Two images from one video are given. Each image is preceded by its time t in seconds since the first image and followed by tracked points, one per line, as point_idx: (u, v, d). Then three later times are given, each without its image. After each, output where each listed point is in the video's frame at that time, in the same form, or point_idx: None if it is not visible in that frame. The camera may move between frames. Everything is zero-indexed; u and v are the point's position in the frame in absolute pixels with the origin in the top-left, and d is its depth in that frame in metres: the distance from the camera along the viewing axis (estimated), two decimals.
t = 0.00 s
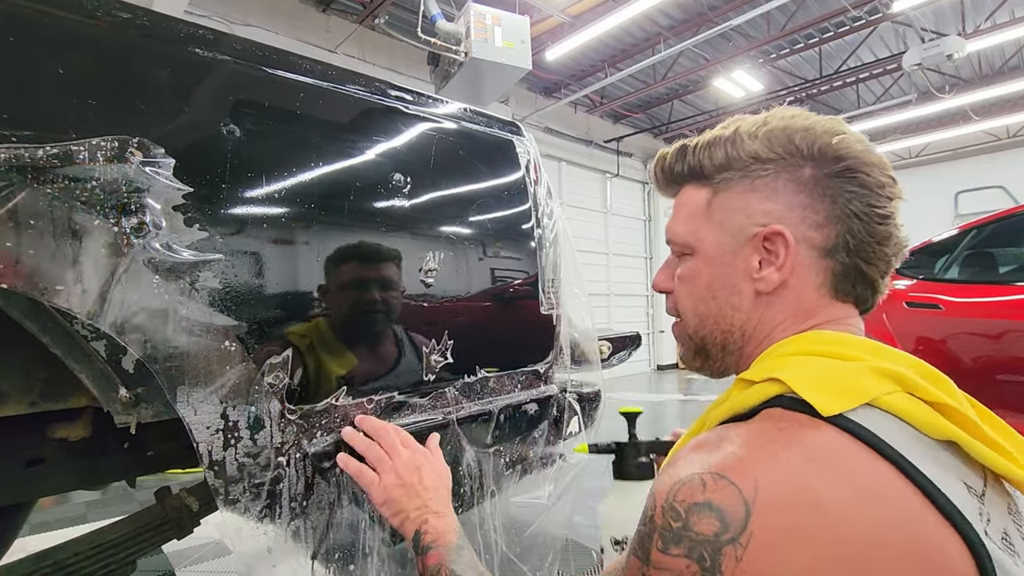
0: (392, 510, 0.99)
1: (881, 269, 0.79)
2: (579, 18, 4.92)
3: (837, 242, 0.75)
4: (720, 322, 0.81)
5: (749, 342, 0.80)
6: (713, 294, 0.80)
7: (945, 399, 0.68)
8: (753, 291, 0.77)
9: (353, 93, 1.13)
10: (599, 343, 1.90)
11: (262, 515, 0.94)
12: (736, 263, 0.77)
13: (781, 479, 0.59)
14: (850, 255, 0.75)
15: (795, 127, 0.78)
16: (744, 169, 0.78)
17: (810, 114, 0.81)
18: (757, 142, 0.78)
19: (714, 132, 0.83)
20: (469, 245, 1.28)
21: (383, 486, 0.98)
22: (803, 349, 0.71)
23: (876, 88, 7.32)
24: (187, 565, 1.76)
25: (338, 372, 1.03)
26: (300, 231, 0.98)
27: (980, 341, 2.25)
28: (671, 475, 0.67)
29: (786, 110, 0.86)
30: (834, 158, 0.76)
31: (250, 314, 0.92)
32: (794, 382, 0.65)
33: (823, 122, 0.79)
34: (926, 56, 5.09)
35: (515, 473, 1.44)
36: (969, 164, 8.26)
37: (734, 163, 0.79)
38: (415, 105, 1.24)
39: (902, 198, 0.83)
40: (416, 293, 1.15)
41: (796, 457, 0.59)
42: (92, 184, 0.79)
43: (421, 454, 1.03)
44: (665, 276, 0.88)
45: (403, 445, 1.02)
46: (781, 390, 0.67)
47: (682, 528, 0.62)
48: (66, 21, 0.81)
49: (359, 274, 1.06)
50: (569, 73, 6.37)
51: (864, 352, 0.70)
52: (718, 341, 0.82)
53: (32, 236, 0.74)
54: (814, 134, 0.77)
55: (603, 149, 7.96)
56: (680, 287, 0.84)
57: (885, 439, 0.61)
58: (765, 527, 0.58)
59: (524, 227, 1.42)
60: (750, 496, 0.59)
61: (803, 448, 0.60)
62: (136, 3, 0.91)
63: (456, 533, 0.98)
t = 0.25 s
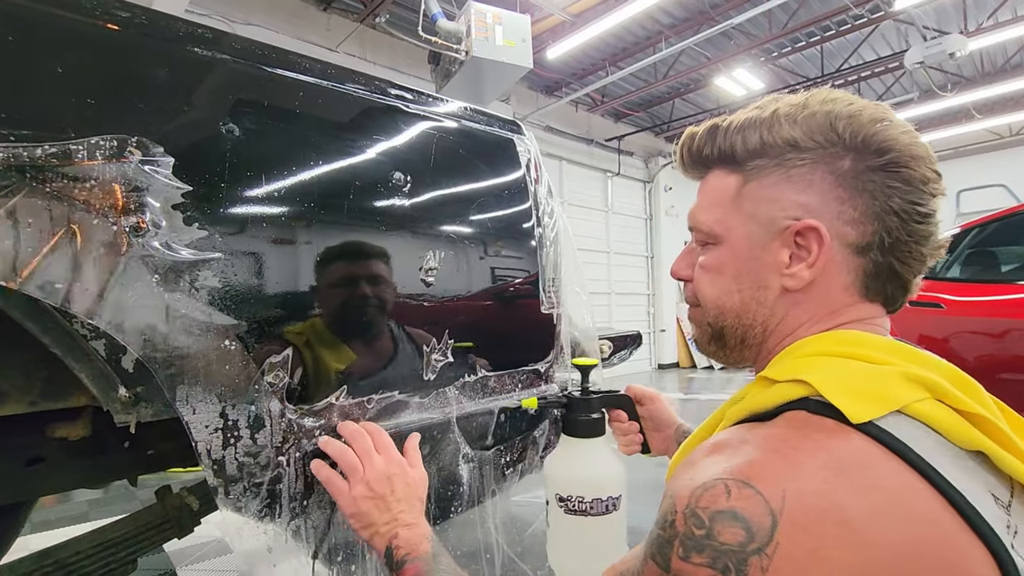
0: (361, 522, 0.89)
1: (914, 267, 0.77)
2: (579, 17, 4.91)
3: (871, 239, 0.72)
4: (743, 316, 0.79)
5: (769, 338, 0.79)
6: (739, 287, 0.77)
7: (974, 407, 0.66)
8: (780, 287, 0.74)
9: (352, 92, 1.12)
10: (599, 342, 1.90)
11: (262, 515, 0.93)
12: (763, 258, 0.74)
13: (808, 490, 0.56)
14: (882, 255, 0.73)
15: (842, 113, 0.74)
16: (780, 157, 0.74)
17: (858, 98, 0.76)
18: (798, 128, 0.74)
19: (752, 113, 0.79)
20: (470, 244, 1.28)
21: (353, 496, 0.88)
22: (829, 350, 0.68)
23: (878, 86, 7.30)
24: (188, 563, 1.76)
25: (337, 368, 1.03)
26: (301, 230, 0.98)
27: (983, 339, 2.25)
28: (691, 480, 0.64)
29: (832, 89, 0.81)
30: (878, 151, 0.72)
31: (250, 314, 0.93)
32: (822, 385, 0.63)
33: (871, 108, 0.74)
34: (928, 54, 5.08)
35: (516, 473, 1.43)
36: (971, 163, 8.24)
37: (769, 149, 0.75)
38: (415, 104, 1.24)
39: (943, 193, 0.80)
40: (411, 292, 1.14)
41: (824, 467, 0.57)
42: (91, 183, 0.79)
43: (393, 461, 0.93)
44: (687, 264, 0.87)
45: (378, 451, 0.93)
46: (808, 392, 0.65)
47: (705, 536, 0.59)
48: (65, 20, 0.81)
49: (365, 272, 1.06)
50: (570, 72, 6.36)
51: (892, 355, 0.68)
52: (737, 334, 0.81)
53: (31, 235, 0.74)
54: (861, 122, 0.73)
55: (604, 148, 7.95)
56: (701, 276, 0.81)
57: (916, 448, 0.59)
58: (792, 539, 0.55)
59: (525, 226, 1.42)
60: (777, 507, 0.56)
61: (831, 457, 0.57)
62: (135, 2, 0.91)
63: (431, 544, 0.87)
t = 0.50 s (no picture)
0: (335, 524, 0.86)
1: (917, 262, 0.77)
2: (581, 15, 4.90)
3: (877, 234, 0.73)
4: (746, 314, 0.78)
5: (773, 335, 0.79)
6: (744, 284, 0.77)
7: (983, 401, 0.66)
8: (786, 284, 0.74)
9: (353, 90, 1.12)
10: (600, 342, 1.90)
11: (261, 512, 0.94)
12: (769, 255, 0.74)
13: (823, 485, 0.56)
14: (887, 249, 0.73)
15: (844, 106, 0.73)
16: (783, 152, 0.74)
17: (858, 91, 0.76)
18: (801, 122, 0.74)
19: (753, 107, 0.78)
20: (471, 242, 1.27)
21: (325, 498, 0.84)
22: (838, 345, 0.68)
23: (879, 85, 7.29)
24: (190, 562, 1.76)
25: (337, 368, 1.02)
26: (302, 228, 0.98)
27: (984, 338, 2.25)
28: (699, 474, 0.63)
29: (832, 81, 0.80)
30: (883, 145, 0.72)
31: (250, 313, 0.92)
32: (834, 381, 0.63)
33: (873, 101, 0.74)
34: (930, 52, 5.07)
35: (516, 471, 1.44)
36: (973, 162, 8.22)
37: (773, 143, 0.74)
38: (416, 102, 1.24)
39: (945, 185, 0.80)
40: (409, 291, 1.14)
41: (838, 462, 0.57)
42: (93, 181, 0.79)
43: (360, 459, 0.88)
44: (687, 261, 0.85)
45: (350, 449, 0.88)
46: (817, 387, 0.65)
47: (717, 530, 0.58)
48: (66, 18, 0.81)
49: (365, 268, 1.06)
50: (571, 71, 6.35)
51: (901, 350, 0.68)
52: (739, 332, 0.81)
53: (32, 233, 0.74)
54: (864, 115, 0.72)
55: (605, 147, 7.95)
56: (703, 274, 0.81)
57: (928, 444, 0.59)
58: (808, 535, 0.54)
59: (526, 225, 1.42)
60: (792, 501, 0.56)
61: (845, 453, 0.57)
62: None
63: (410, 539, 0.86)
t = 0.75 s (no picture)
0: (354, 510, 0.88)
1: (916, 256, 0.77)
2: (582, 13, 4.90)
3: (878, 229, 0.73)
4: (746, 310, 0.78)
5: (774, 330, 0.79)
6: (743, 280, 0.77)
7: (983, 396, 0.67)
8: (785, 280, 0.74)
9: (354, 88, 1.12)
10: (601, 341, 1.90)
11: (261, 507, 0.93)
12: (771, 251, 0.74)
13: (831, 481, 0.55)
14: (887, 245, 0.74)
15: (847, 99, 0.73)
16: (786, 145, 0.73)
17: (861, 85, 0.76)
18: (804, 115, 0.73)
19: (754, 100, 0.77)
20: (472, 241, 1.27)
21: (351, 483, 0.87)
22: (841, 340, 0.68)
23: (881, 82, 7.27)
24: (191, 560, 1.77)
25: (336, 364, 1.02)
26: (303, 227, 0.98)
27: (985, 337, 2.25)
28: (705, 470, 0.62)
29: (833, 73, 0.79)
30: (886, 138, 0.72)
31: (251, 311, 0.92)
32: (838, 376, 0.62)
33: (875, 95, 0.74)
34: (933, 50, 5.05)
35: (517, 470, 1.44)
36: (975, 160, 8.19)
37: (775, 136, 0.73)
38: (417, 100, 1.23)
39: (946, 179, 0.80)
40: (417, 289, 1.15)
41: (846, 458, 0.57)
42: (94, 179, 0.79)
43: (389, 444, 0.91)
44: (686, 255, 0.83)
45: (381, 440, 0.91)
46: (821, 383, 0.64)
47: (725, 527, 0.58)
48: (67, 16, 0.80)
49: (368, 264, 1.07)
50: (572, 69, 6.34)
51: (904, 345, 0.68)
52: (737, 329, 0.81)
53: (33, 231, 0.75)
54: (867, 108, 0.72)
55: (606, 146, 7.94)
56: (702, 269, 0.80)
57: (933, 439, 0.59)
58: (818, 532, 0.54)
59: (528, 223, 1.42)
60: (799, 497, 0.55)
61: (852, 447, 0.57)
62: None
63: (425, 536, 0.87)
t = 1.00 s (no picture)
0: (357, 475, 0.92)
1: (903, 261, 0.78)
2: (583, 12, 4.89)
3: (865, 234, 0.73)
4: (731, 313, 0.79)
5: (758, 335, 0.79)
6: (728, 284, 0.77)
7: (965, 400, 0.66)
8: (771, 284, 0.75)
9: (356, 88, 1.12)
10: (603, 339, 1.90)
11: (262, 507, 0.94)
12: (755, 254, 0.74)
13: (804, 484, 0.56)
14: (875, 249, 0.74)
15: (839, 101, 0.73)
16: (775, 147, 0.73)
17: (854, 86, 0.76)
18: (794, 117, 0.73)
19: (745, 100, 0.77)
20: (473, 240, 1.28)
21: (364, 448, 0.92)
22: (825, 343, 0.67)
23: (882, 81, 7.27)
24: (194, 558, 1.78)
25: (336, 363, 1.02)
26: (305, 226, 0.98)
27: (985, 337, 2.25)
28: (682, 465, 0.62)
29: (824, 74, 0.79)
30: (874, 143, 0.72)
31: (254, 311, 0.92)
32: (816, 382, 0.62)
33: (867, 96, 0.74)
34: (935, 48, 5.05)
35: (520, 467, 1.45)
36: (977, 159, 8.18)
37: (764, 138, 0.73)
38: (419, 100, 1.23)
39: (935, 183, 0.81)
40: (417, 288, 1.15)
41: (820, 462, 0.57)
42: (98, 179, 0.79)
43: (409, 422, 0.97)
44: (672, 256, 0.83)
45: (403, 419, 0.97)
46: (798, 391, 0.64)
47: (693, 517, 0.58)
48: (69, 16, 0.81)
49: (361, 262, 1.06)
50: (573, 68, 6.34)
51: (888, 350, 0.67)
52: (721, 332, 0.81)
53: (40, 231, 0.75)
54: (859, 111, 0.72)
55: (607, 144, 7.93)
56: (687, 270, 0.80)
57: (909, 445, 0.59)
58: (784, 529, 0.55)
59: (529, 222, 1.42)
60: (770, 497, 0.56)
61: (827, 454, 0.57)
62: None
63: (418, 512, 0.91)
